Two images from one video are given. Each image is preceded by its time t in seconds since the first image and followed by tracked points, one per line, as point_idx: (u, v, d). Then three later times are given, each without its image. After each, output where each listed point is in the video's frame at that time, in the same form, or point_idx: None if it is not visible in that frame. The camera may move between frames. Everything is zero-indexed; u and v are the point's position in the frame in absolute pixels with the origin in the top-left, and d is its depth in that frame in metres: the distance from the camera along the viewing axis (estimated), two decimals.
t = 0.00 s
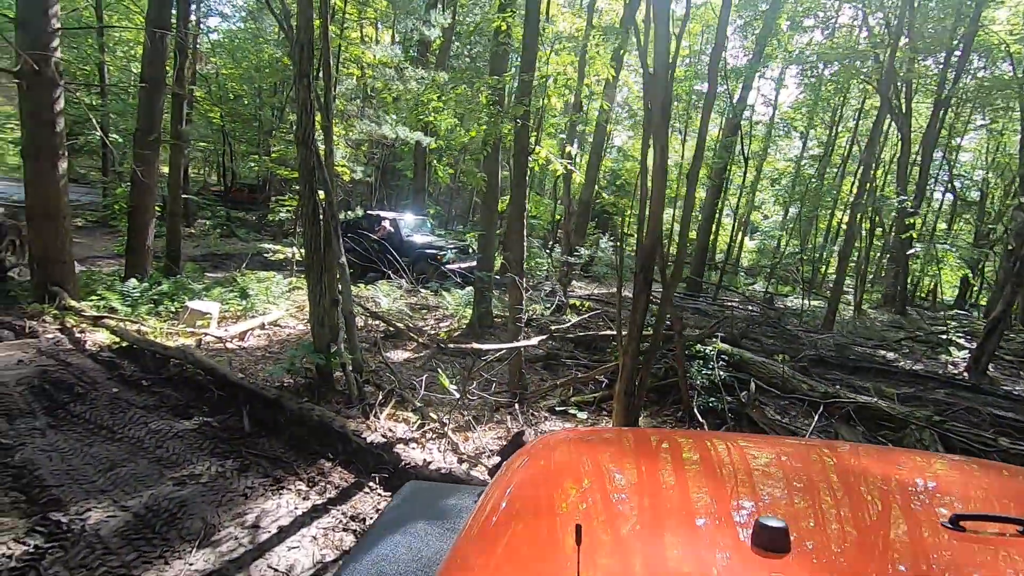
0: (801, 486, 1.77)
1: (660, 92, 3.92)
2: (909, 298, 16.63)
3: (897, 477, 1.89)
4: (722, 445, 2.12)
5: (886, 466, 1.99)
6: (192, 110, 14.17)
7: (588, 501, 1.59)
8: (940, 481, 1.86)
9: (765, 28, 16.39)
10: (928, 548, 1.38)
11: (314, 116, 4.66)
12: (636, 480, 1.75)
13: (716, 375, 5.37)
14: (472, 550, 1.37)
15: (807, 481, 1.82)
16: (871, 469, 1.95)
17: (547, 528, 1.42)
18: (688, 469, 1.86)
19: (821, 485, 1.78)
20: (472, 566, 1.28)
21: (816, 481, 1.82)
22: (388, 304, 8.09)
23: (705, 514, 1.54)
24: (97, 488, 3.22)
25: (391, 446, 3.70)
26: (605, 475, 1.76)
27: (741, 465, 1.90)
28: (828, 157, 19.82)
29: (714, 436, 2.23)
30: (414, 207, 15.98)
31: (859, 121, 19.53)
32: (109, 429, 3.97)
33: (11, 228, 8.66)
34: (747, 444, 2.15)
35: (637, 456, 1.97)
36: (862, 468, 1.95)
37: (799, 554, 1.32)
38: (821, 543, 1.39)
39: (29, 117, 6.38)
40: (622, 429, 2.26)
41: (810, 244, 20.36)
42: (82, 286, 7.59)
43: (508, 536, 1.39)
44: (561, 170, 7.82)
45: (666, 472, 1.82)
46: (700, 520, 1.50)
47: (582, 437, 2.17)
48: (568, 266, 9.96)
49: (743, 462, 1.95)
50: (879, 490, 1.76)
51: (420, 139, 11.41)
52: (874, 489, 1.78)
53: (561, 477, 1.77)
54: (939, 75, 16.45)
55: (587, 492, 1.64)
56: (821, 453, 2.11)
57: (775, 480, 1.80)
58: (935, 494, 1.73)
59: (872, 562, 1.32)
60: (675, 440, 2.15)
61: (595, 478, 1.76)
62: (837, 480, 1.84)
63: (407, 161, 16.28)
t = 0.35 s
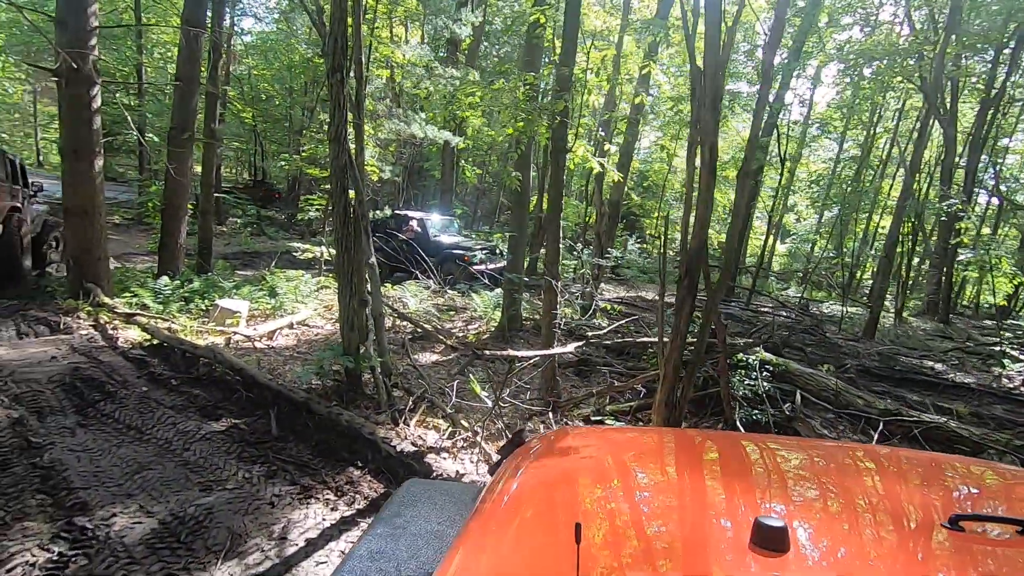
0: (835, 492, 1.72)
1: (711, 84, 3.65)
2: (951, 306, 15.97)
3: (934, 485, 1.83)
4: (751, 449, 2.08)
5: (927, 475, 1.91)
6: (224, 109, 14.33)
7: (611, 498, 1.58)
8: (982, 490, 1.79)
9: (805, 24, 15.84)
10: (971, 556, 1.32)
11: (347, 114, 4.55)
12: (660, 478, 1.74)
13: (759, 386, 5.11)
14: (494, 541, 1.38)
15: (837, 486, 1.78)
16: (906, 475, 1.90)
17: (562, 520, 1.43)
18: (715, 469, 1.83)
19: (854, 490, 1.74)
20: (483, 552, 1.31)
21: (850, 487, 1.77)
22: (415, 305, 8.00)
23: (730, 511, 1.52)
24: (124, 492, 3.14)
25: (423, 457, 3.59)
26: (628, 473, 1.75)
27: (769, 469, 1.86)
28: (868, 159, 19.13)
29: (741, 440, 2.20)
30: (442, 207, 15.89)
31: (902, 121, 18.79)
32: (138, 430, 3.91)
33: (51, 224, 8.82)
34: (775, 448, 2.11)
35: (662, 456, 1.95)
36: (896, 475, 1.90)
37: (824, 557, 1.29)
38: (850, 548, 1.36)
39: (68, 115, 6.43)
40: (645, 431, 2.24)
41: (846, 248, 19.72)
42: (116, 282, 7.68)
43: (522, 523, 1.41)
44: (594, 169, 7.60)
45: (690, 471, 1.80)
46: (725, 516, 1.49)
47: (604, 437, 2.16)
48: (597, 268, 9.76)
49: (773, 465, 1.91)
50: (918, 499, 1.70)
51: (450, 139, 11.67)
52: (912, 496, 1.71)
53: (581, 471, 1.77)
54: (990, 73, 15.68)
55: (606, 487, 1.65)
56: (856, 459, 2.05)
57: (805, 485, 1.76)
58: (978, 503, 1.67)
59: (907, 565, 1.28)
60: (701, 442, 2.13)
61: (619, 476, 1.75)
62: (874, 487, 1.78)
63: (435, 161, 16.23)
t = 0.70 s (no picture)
0: (857, 490, 1.64)
1: (756, 76, 3.43)
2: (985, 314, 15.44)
3: (972, 489, 1.69)
4: (773, 446, 2.00)
5: (965, 476, 1.79)
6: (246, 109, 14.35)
7: (621, 499, 1.50)
8: None
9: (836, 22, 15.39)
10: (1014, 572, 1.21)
11: (370, 110, 4.40)
12: (675, 479, 1.66)
13: (797, 396, 4.87)
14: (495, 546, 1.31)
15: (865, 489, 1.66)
16: (940, 478, 1.77)
17: (561, 516, 1.41)
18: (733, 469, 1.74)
19: (879, 491, 1.65)
20: (480, 557, 1.27)
21: (875, 486, 1.68)
22: (436, 307, 7.87)
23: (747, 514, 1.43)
24: (138, 501, 3.02)
25: (447, 468, 3.43)
26: (641, 473, 1.67)
27: (789, 465, 1.78)
28: (899, 161, 18.58)
29: (763, 438, 2.09)
30: (461, 206, 15.76)
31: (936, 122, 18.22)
32: (155, 433, 3.80)
33: (76, 222, 8.88)
34: (799, 447, 2.00)
35: (678, 454, 1.86)
36: (930, 478, 1.78)
37: (836, 563, 1.23)
38: (866, 552, 1.28)
39: (91, 112, 6.40)
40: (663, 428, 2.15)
41: (874, 253, 19.21)
42: (138, 280, 7.66)
43: (521, 520, 1.40)
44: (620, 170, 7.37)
45: (708, 472, 1.71)
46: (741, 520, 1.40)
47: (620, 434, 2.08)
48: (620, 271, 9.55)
49: (795, 465, 1.81)
50: (949, 502, 1.59)
51: (470, 139, 11.43)
52: (943, 499, 1.61)
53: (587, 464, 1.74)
54: None
55: (612, 485, 1.60)
56: (886, 460, 1.94)
57: (825, 483, 1.68)
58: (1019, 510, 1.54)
59: None
60: (720, 439, 2.03)
61: (631, 476, 1.67)
62: (902, 487, 1.68)
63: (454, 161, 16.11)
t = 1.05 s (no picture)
0: (872, 497, 1.60)
1: (796, 71, 3.24)
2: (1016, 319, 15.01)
3: (998, 501, 1.62)
4: (788, 452, 1.96)
5: (992, 488, 1.72)
6: (264, 107, 14.37)
7: (625, 503, 1.50)
8: None
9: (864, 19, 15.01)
10: None
11: (389, 107, 4.29)
12: (685, 484, 1.64)
13: (830, 406, 4.67)
14: (501, 543, 1.32)
15: (881, 499, 1.61)
16: (964, 488, 1.70)
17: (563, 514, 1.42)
18: (743, 475, 1.72)
19: (896, 497, 1.61)
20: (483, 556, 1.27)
21: (893, 492, 1.64)
22: (452, 308, 7.78)
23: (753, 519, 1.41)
24: (149, 508, 2.92)
25: (465, 479, 3.33)
26: (652, 480, 1.65)
27: (801, 470, 1.76)
28: (926, 162, 18.12)
29: (779, 445, 2.04)
30: (476, 206, 15.65)
31: (965, 122, 17.73)
32: (167, 436, 3.72)
33: (98, 221, 8.93)
34: (815, 455, 1.94)
35: (689, 460, 1.84)
36: (951, 488, 1.71)
37: (840, 568, 1.22)
38: (874, 557, 1.27)
39: (109, 109, 6.39)
40: (676, 436, 2.13)
41: (897, 256, 18.79)
42: (155, 279, 7.65)
43: (524, 519, 1.41)
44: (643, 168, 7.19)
45: (719, 478, 1.69)
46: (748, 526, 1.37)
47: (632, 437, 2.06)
48: (638, 273, 9.38)
49: (810, 473, 1.76)
50: (971, 511, 1.55)
51: (487, 138, 11.26)
52: (964, 508, 1.56)
53: (594, 464, 1.75)
54: None
55: (620, 489, 1.59)
56: (909, 469, 1.87)
57: (840, 487, 1.65)
58: None
59: None
60: (733, 446, 2.01)
61: (639, 479, 1.66)
62: (921, 494, 1.64)
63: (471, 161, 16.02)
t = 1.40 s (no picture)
0: (887, 495, 1.52)
1: (822, 68, 3.15)
2: None
3: None
4: (801, 449, 1.85)
5: (1015, 491, 1.61)
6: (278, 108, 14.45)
7: (631, 503, 1.40)
8: None
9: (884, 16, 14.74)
10: None
11: (403, 106, 4.24)
12: (694, 482, 1.55)
13: (852, 413, 4.56)
14: (496, 545, 1.24)
15: (900, 500, 1.50)
16: (988, 492, 1.59)
17: (564, 512, 1.35)
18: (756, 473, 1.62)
19: (913, 496, 1.52)
20: (478, 560, 1.19)
21: (910, 490, 1.55)
22: (465, 310, 7.75)
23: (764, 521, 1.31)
24: (160, 512, 2.89)
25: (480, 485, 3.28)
26: (658, 477, 1.55)
27: (813, 465, 1.68)
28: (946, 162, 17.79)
29: (794, 442, 1.93)
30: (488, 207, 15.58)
31: (986, 121, 17.37)
32: (180, 438, 3.69)
33: (114, 221, 9.00)
34: (830, 453, 1.83)
35: (700, 455, 1.74)
36: (974, 490, 1.59)
37: (850, 568, 1.15)
38: (888, 559, 1.19)
39: (124, 109, 6.40)
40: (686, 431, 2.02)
41: (916, 258, 18.48)
42: (169, 279, 7.70)
43: (522, 519, 1.33)
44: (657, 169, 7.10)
45: (730, 476, 1.59)
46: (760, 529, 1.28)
47: (640, 432, 1.96)
48: (652, 274, 9.29)
49: (824, 471, 1.65)
50: (993, 513, 1.45)
51: (499, 139, 11.18)
52: (986, 510, 1.47)
53: (598, 457, 1.69)
54: None
55: (624, 486, 1.50)
56: (928, 468, 1.75)
57: (853, 485, 1.57)
58: None
59: None
60: (747, 442, 1.90)
61: (646, 476, 1.57)
62: (939, 493, 1.55)
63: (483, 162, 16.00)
